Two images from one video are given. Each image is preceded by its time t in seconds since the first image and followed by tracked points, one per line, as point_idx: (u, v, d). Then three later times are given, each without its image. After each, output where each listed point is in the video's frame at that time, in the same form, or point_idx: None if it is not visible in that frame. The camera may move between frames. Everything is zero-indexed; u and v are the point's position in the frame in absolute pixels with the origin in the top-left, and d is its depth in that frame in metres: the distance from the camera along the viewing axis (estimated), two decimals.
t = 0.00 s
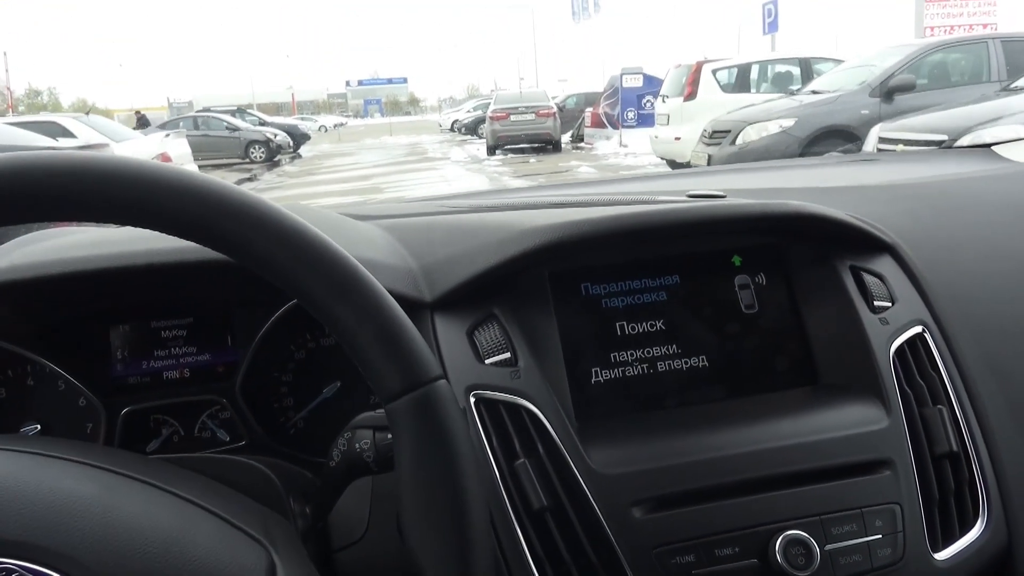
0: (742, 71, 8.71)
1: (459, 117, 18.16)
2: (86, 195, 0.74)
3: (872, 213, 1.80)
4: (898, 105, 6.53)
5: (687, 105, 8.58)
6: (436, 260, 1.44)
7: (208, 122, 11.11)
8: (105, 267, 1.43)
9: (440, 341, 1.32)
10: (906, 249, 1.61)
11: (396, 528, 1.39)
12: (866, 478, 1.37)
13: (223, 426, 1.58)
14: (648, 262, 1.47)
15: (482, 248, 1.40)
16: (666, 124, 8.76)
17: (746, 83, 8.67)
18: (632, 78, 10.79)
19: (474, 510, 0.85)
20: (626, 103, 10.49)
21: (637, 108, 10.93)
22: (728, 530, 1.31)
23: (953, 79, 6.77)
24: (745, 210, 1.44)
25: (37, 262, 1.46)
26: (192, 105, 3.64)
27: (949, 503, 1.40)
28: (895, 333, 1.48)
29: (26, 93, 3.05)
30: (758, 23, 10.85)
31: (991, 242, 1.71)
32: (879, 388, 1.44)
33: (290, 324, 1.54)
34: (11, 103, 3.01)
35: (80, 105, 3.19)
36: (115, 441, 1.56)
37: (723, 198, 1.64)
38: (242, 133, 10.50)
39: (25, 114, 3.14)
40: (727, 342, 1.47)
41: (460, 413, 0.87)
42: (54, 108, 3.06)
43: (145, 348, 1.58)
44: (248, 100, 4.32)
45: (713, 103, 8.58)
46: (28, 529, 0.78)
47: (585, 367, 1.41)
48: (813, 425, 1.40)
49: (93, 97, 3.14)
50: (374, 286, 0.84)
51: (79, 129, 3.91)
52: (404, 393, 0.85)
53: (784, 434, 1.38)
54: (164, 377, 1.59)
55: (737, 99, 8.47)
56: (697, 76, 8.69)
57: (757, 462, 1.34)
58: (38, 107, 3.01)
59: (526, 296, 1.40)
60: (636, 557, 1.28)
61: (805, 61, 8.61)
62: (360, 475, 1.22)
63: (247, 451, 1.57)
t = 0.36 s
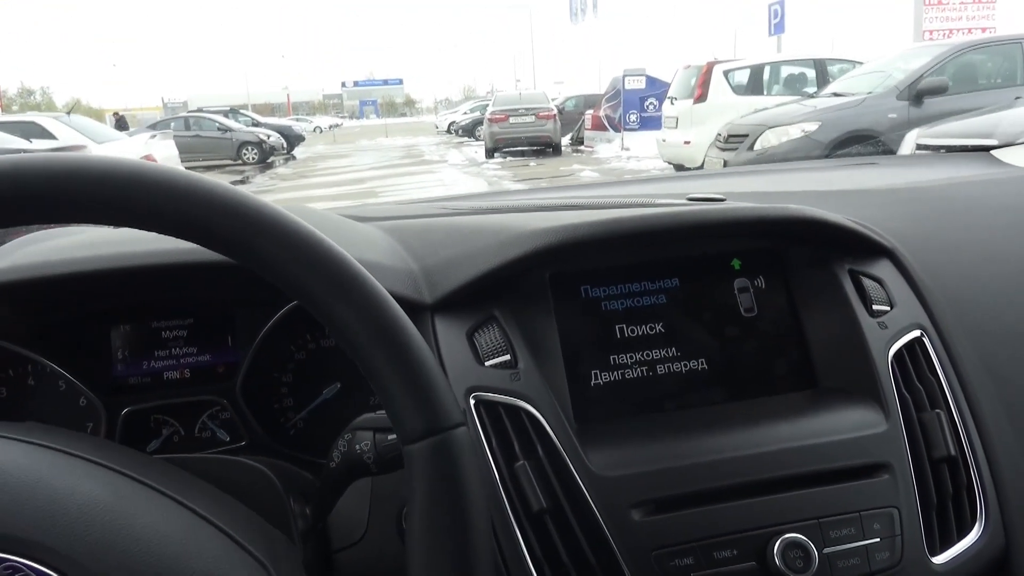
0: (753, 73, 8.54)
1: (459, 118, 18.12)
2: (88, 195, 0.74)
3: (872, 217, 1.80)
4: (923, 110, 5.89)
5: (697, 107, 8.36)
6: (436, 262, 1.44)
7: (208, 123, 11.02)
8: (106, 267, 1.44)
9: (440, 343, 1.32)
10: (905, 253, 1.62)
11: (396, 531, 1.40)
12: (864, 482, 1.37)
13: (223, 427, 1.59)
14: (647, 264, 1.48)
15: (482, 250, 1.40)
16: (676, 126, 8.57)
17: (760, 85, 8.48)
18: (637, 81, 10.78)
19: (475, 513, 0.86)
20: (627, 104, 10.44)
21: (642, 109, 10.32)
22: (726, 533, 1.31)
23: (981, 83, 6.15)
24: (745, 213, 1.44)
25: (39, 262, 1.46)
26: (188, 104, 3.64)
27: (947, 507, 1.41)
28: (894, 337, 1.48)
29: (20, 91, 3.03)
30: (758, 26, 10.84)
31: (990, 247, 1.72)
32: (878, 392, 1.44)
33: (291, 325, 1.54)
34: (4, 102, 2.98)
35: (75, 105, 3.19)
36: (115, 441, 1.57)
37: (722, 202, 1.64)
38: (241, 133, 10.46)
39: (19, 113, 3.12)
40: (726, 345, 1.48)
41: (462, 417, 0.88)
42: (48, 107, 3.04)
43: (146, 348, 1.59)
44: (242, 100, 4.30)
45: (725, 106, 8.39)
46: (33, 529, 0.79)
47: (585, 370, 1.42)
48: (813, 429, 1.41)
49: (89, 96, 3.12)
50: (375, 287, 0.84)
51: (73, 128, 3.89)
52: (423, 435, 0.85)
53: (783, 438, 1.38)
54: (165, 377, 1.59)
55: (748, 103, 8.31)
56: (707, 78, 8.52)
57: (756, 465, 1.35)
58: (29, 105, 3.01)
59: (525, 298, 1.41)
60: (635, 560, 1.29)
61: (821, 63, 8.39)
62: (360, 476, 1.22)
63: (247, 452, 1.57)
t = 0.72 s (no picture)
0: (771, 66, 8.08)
1: (460, 115, 18.07)
2: (88, 189, 0.74)
3: (876, 215, 1.79)
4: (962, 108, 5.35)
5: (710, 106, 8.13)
6: (438, 257, 1.44)
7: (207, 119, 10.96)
8: (107, 261, 1.44)
9: (441, 338, 1.32)
10: (909, 251, 1.61)
11: (396, 528, 1.39)
12: (866, 480, 1.37)
13: (224, 421, 1.58)
14: (650, 261, 1.47)
15: (484, 246, 1.40)
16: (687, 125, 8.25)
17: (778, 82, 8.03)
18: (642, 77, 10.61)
19: (475, 511, 0.86)
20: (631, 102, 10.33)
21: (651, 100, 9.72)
22: (727, 530, 1.31)
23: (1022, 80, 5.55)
24: (748, 210, 1.44)
25: (40, 255, 1.46)
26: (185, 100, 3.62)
27: (949, 506, 1.40)
28: (897, 335, 1.48)
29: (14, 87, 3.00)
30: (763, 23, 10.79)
31: (995, 245, 1.71)
32: (880, 391, 1.44)
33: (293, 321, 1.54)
34: None
35: (69, 100, 3.17)
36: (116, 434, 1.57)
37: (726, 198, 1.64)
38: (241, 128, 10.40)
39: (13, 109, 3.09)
40: (728, 342, 1.47)
41: (463, 413, 0.87)
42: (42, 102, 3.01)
43: (147, 342, 1.58)
44: (237, 96, 4.27)
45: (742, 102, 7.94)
46: (36, 522, 0.78)
47: (586, 366, 1.42)
48: (816, 427, 1.40)
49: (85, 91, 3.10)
50: (377, 283, 0.84)
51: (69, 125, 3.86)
52: (426, 438, 0.85)
53: (786, 436, 1.38)
54: (166, 371, 1.59)
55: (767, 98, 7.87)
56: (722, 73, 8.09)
57: (757, 463, 1.34)
58: (22, 100, 2.98)
59: (527, 295, 1.40)
60: (636, 557, 1.28)
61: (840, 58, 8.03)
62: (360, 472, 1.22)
63: (247, 447, 1.57)
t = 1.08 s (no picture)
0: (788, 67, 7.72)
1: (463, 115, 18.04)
2: (92, 186, 0.74)
3: (878, 216, 1.79)
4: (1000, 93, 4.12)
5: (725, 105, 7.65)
6: (439, 257, 1.44)
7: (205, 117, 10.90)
8: (111, 258, 1.44)
9: (443, 337, 1.32)
10: (910, 252, 1.61)
11: (396, 526, 1.40)
12: (865, 480, 1.37)
13: (226, 419, 1.59)
14: (651, 261, 1.48)
15: (486, 246, 1.40)
16: (699, 126, 7.85)
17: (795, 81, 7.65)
18: (643, 77, 10.29)
19: (475, 508, 0.86)
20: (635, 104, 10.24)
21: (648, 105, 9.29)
22: (726, 530, 1.31)
23: None
24: (749, 211, 1.44)
25: (44, 252, 1.46)
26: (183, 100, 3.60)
27: (948, 506, 1.41)
28: (897, 336, 1.48)
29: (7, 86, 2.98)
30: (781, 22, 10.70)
31: (996, 247, 1.71)
32: (880, 392, 1.44)
33: (295, 319, 1.55)
34: None
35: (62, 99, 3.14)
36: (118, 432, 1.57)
37: (727, 199, 1.64)
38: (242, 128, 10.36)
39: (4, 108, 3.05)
40: (729, 343, 1.48)
41: (463, 410, 0.88)
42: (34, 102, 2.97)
43: (149, 340, 1.59)
44: (236, 95, 4.26)
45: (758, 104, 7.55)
46: (38, 517, 0.78)
47: (587, 366, 1.42)
48: (815, 427, 1.40)
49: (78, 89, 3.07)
50: (379, 282, 0.85)
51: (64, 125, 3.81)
52: (426, 435, 0.86)
53: (785, 436, 1.38)
54: (168, 368, 1.60)
55: (784, 100, 7.49)
56: (737, 73, 7.74)
57: (756, 463, 1.35)
58: (18, 99, 2.96)
59: (528, 294, 1.41)
60: (635, 556, 1.29)
61: (862, 57, 7.64)
62: (361, 470, 1.22)
63: (249, 444, 1.58)
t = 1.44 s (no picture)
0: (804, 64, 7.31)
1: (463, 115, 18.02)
2: (89, 187, 0.74)
3: (877, 217, 1.80)
4: None
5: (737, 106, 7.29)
6: (438, 257, 1.44)
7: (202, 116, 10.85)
8: (111, 258, 1.45)
9: (441, 338, 1.32)
10: (908, 253, 1.61)
11: (394, 526, 1.40)
12: (862, 481, 1.37)
13: (224, 418, 1.59)
14: (650, 262, 1.48)
15: (484, 246, 1.40)
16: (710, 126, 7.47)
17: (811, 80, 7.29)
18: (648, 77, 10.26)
19: (472, 506, 0.86)
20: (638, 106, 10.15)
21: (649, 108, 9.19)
22: (723, 530, 1.31)
23: None
24: (748, 213, 1.44)
25: (43, 252, 1.46)
26: (176, 101, 3.58)
27: (945, 508, 1.41)
28: (895, 337, 1.48)
29: None
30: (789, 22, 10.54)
31: (995, 248, 1.71)
32: (878, 393, 1.44)
33: (294, 319, 1.55)
34: None
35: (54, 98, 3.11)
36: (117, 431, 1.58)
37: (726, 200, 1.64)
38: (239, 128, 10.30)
39: None
40: (727, 343, 1.48)
41: (460, 409, 0.88)
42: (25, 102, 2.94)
43: (148, 339, 1.59)
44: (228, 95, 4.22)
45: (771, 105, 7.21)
46: (36, 517, 0.79)
47: (586, 366, 1.42)
48: (813, 428, 1.41)
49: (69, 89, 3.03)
50: (376, 280, 0.85)
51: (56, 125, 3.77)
52: (421, 432, 0.86)
53: (783, 437, 1.38)
54: (166, 368, 1.60)
55: (802, 99, 7.15)
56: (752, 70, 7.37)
57: (754, 464, 1.35)
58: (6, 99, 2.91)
59: (527, 295, 1.41)
60: (633, 557, 1.29)
61: (880, 58, 7.37)
62: (360, 471, 1.22)
63: (247, 444, 1.58)
